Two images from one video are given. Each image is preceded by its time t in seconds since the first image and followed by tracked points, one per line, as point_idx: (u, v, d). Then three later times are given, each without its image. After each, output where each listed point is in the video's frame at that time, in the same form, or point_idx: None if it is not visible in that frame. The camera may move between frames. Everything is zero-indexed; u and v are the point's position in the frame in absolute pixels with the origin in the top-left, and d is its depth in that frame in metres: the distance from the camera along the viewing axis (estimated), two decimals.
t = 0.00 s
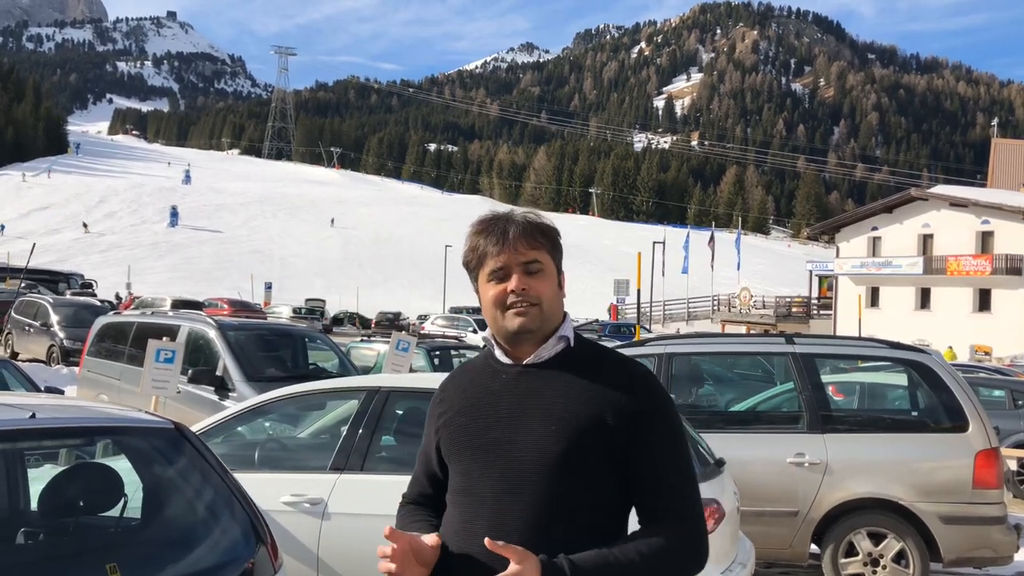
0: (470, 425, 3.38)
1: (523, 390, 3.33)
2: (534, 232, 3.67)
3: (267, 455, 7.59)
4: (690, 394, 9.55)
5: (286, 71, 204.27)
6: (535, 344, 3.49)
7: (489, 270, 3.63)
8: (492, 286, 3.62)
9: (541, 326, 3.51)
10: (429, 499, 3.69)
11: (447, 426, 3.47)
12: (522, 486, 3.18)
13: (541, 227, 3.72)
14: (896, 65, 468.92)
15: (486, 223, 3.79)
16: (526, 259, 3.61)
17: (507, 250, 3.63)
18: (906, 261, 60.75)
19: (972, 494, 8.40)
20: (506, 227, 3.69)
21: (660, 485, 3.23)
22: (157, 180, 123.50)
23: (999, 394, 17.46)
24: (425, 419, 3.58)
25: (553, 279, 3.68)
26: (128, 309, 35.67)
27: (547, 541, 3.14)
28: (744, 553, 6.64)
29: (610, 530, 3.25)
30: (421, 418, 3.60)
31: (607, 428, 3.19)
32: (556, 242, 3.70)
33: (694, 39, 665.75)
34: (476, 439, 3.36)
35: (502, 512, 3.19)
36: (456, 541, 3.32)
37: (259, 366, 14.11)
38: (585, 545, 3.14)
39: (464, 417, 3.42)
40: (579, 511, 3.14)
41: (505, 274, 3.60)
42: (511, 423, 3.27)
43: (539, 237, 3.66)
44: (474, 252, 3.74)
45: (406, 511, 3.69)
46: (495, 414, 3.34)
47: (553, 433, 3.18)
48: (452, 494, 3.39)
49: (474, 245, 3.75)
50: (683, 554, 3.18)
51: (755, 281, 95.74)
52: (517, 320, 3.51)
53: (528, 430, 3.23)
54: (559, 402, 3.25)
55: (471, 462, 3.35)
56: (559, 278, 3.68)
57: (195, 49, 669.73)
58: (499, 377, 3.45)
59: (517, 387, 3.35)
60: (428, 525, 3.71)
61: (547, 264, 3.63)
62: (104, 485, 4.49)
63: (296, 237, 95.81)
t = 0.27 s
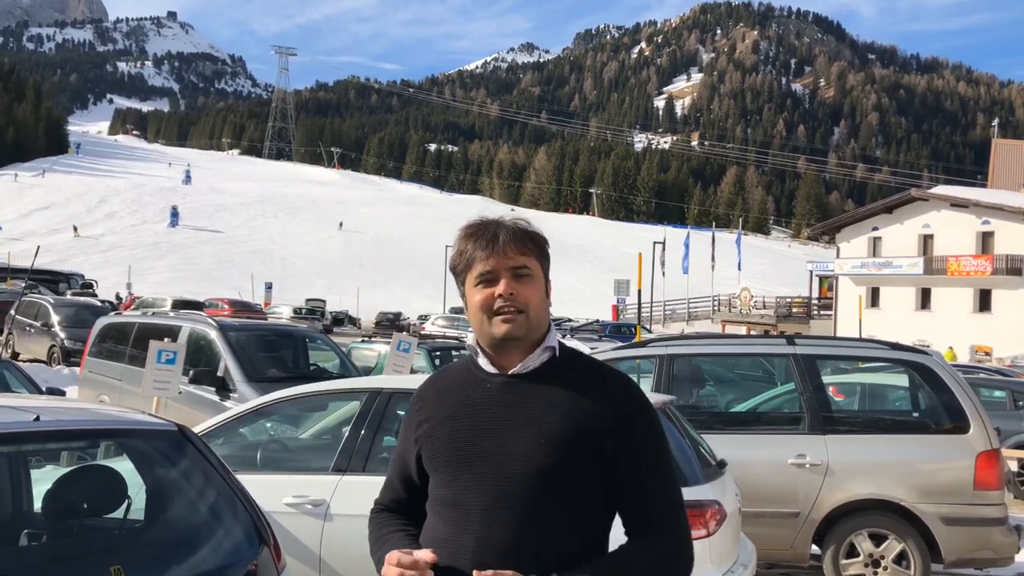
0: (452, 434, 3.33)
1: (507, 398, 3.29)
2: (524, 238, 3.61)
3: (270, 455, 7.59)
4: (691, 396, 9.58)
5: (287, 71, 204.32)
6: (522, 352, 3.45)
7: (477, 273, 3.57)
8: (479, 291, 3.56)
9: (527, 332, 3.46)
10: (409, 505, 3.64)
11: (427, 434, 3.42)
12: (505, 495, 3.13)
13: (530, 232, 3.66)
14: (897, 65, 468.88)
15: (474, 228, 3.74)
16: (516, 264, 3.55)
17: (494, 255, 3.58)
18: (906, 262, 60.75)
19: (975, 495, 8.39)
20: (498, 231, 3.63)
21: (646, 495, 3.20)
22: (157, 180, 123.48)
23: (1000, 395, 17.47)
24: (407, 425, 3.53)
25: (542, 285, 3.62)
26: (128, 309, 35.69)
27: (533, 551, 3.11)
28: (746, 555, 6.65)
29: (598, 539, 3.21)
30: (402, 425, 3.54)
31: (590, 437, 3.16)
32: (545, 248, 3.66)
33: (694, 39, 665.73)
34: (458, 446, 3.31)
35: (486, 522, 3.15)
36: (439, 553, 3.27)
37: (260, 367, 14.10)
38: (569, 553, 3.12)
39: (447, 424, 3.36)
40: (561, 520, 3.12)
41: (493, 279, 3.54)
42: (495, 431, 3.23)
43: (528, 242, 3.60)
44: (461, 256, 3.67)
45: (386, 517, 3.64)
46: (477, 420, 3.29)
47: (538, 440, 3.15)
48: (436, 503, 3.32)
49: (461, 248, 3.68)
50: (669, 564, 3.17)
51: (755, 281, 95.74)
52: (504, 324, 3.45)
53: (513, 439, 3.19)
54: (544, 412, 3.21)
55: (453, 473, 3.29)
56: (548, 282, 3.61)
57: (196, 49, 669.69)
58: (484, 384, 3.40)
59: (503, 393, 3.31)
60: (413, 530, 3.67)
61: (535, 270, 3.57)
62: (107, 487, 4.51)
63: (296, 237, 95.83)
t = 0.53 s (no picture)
0: (437, 435, 3.30)
1: (493, 397, 3.28)
2: (514, 236, 3.59)
3: (269, 456, 7.58)
4: (691, 396, 9.59)
5: (287, 71, 204.31)
6: (511, 352, 3.42)
7: (465, 271, 3.54)
8: (467, 287, 3.53)
9: (515, 331, 3.43)
10: (396, 505, 3.61)
11: (414, 435, 3.38)
12: (490, 498, 3.12)
13: (521, 230, 3.64)
14: (897, 65, 468.75)
15: (465, 223, 3.72)
16: (504, 263, 3.54)
17: (485, 251, 3.56)
18: (906, 261, 60.74)
19: (974, 495, 8.40)
20: (487, 228, 3.62)
21: (633, 496, 3.19)
22: (157, 180, 123.47)
23: (1000, 394, 17.48)
24: (392, 425, 3.50)
25: (533, 282, 3.60)
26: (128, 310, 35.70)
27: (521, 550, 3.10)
28: (746, 556, 6.64)
29: (586, 541, 3.20)
30: (389, 424, 3.51)
31: (579, 437, 3.14)
32: (536, 249, 3.63)
33: (694, 38, 665.83)
34: (443, 446, 3.29)
35: (472, 523, 3.12)
36: (426, 552, 3.23)
37: (260, 367, 14.10)
38: (556, 555, 3.10)
39: (434, 425, 3.33)
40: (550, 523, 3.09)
41: (482, 275, 3.51)
42: (483, 432, 3.21)
43: (518, 240, 3.59)
44: (450, 253, 3.65)
45: (370, 520, 3.59)
46: (465, 421, 3.27)
47: (528, 442, 3.13)
48: (420, 505, 3.29)
49: (450, 244, 3.66)
50: (658, 564, 3.16)
51: (756, 281, 95.74)
52: (492, 319, 3.42)
53: (501, 438, 3.17)
54: (532, 412, 3.19)
55: (438, 476, 3.27)
56: (537, 282, 3.58)
57: (196, 49, 669.67)
58: (472, 386, 3.37)
59: (492, 397, 3.28)
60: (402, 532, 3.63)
61: (526, 267, 3.55)
62: (108, 486, 4.51)
63: (296, 237, 95.84)
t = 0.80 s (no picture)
0: (434, 434, 3.28)
1: (490, 398, 3.26)
2: (512, 233, 3.59)
3: (270, 455, 7.58)
4: (692, 395, 9.58)
5: (286, 71, 204.30)
6: (508, 349, 3.41)
7: (461, 267, 3.54)
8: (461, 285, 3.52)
9: (509, 329, 3.42)
10: (396, 504, 3.58)
11: (410, 433, 3.38)
12: (489, 496, 3.10)
13: (518, 227, 3.64)
14: (897, 64, 468.65)
15: (462, 222, 3.71)
16: (498, 261, 3.51)
17: (480, 250, 3.53)
18: (906, 261, 60.74)
19: (975, 496, 8.40)
20: (482, 227, 3.60)
21: (639, 494, 3.16)
22: (157, 181, 123.50)
23: (1000, 394, 17.47)
24: (391, 423, 3.47)
25: (532, 283, 3.59)
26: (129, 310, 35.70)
27: (523, 542, 3.08)
28: (747, 556, 6.63)
29: (585, 537, 3.19)
30: (386, 421, 3.49)
31: (575, 435, 3.14)
32: (533, 244, 3.63)
33: (694, 38, 665.95)
34: (441, 441, 3.28)
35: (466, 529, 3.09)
36: (422, 553, 3.24)
37: (261, 367, 14.12)
38: (553, 555, 3.09)
39: (430, 424, 3.32)
40: (546, 518, 3.10)
41: (479, 271, 3.51)
42: (478, 426, 3.22)
43: (513, 238, 3.57)
44: (447, 249, 3.64)
45: (363, 521, 3.55)
46: (460, 422, 3.25)
47: (523, 441, 3.12)
48: (416, 506, 3.27)
49: (449, 239, 3.64)
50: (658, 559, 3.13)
51: (756, 280, 95.76)
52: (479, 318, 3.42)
53: (497, 439, 3.16)
54: (527, 410, 3.18)
55: (437, 470, 3.29)
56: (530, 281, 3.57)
57: (196, 49, 669.67)
58: (468, 385, 3.37)
59: (489, 393, 3.28)
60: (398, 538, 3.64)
61: (519, 265, 3.53)
62: (108, 489, 4.53)
63: (296, 238, 95.85)
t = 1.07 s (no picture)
0: (434, 436, 3.28)
1: (489, 399, 3.26)
2: (513, 232, 3.57)
3: (271, 457, 7.58)
4: (693, 396, 9.58)
5: (286, 73, 204.36)
6: (506, 350, 3.40)
7: (459, 269, 3.53)
8: (456, 286, 3.52)
9: (504, 328, 3.41)
10: (394, 502, 3.61)
11: (411, 438, 3.38)
12: (489, 498, 3.10)
13: (517, 225, 3.61)
14: (896, 65, 468.95)
15: (463, 221, 3.69)
16: (493, 261, 3.49)
17: (474, 253, 3.53)
18: (906, 261, 60.73)
19: (977, 497, 8.39)
20: (478, 228, 3.58)
21: (643, 494, 3.16)
22: (157, 182, 123.48)
23: (1001, 394, 17.50)
24: (390, 427, 3.47)
25: (532, 286, 3.58)
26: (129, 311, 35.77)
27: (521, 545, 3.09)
28: (749, 556, 6.62)
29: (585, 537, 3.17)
30: (387, 424, 3.48)
31: (576, 435, 3.12)
32: (534, 246, 3.61)
33: (694, 39, 666.24)
34: (439, 444, 3.29)
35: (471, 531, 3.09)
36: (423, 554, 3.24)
37: (262, 369, 14.11)
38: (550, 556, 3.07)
39: (431, 426, 3.33)
40: (550, 522, 3.09)
41: (476, 273, 3.50)
42: (477, 429, 3.22)
43: (510, 237, 3.55)
44: (447, 248, 3.62)
45: (363, 518, 3.54)
46: (462, 424, 3.25)
47: (526, 444, 3.12)
48: (419, 507, 3.25)
49: (448, 241, 3.63)
50: (665, 559, 3.11)
51: (756, 281, 95.81)
52: (474, 320, 3.41)
53: (495, 438, 3.18)
54: (526, 414, 3.18)
55: (434, 473, 3.29)
56: (528, 277, 3.55)
57: (195, 51, 669.75)
58: (468, 388, 3.34)
59: (487, 397, 3.27)
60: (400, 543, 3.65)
61: (513, 266, 3.52)
62: (110, 491, 4.54)
63: (296, 239, 95.87)
